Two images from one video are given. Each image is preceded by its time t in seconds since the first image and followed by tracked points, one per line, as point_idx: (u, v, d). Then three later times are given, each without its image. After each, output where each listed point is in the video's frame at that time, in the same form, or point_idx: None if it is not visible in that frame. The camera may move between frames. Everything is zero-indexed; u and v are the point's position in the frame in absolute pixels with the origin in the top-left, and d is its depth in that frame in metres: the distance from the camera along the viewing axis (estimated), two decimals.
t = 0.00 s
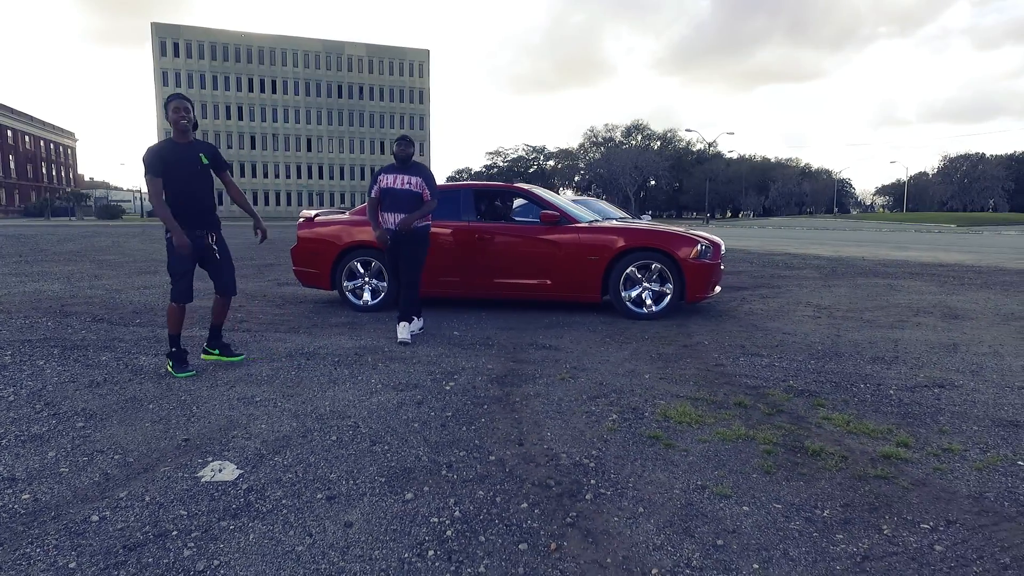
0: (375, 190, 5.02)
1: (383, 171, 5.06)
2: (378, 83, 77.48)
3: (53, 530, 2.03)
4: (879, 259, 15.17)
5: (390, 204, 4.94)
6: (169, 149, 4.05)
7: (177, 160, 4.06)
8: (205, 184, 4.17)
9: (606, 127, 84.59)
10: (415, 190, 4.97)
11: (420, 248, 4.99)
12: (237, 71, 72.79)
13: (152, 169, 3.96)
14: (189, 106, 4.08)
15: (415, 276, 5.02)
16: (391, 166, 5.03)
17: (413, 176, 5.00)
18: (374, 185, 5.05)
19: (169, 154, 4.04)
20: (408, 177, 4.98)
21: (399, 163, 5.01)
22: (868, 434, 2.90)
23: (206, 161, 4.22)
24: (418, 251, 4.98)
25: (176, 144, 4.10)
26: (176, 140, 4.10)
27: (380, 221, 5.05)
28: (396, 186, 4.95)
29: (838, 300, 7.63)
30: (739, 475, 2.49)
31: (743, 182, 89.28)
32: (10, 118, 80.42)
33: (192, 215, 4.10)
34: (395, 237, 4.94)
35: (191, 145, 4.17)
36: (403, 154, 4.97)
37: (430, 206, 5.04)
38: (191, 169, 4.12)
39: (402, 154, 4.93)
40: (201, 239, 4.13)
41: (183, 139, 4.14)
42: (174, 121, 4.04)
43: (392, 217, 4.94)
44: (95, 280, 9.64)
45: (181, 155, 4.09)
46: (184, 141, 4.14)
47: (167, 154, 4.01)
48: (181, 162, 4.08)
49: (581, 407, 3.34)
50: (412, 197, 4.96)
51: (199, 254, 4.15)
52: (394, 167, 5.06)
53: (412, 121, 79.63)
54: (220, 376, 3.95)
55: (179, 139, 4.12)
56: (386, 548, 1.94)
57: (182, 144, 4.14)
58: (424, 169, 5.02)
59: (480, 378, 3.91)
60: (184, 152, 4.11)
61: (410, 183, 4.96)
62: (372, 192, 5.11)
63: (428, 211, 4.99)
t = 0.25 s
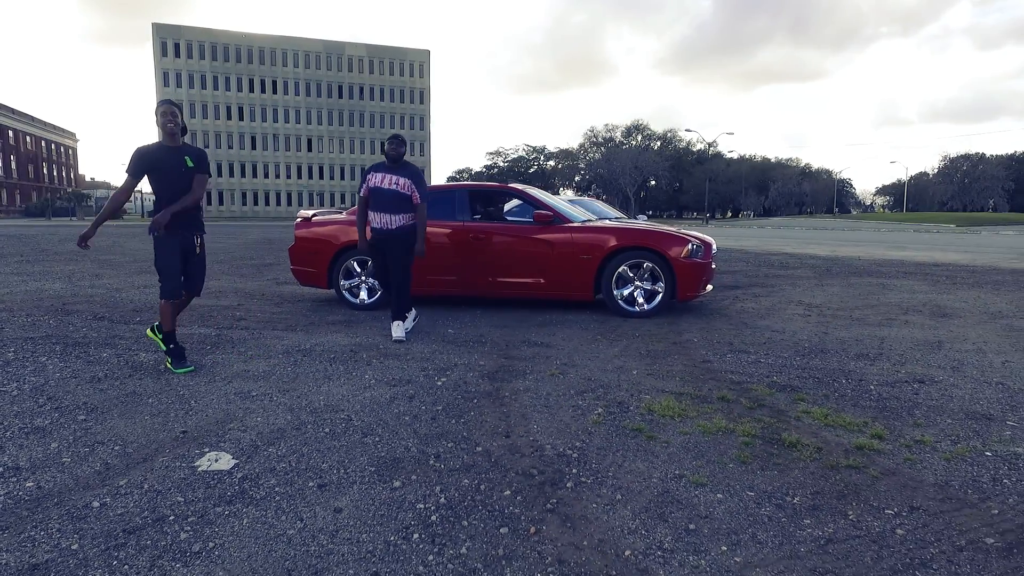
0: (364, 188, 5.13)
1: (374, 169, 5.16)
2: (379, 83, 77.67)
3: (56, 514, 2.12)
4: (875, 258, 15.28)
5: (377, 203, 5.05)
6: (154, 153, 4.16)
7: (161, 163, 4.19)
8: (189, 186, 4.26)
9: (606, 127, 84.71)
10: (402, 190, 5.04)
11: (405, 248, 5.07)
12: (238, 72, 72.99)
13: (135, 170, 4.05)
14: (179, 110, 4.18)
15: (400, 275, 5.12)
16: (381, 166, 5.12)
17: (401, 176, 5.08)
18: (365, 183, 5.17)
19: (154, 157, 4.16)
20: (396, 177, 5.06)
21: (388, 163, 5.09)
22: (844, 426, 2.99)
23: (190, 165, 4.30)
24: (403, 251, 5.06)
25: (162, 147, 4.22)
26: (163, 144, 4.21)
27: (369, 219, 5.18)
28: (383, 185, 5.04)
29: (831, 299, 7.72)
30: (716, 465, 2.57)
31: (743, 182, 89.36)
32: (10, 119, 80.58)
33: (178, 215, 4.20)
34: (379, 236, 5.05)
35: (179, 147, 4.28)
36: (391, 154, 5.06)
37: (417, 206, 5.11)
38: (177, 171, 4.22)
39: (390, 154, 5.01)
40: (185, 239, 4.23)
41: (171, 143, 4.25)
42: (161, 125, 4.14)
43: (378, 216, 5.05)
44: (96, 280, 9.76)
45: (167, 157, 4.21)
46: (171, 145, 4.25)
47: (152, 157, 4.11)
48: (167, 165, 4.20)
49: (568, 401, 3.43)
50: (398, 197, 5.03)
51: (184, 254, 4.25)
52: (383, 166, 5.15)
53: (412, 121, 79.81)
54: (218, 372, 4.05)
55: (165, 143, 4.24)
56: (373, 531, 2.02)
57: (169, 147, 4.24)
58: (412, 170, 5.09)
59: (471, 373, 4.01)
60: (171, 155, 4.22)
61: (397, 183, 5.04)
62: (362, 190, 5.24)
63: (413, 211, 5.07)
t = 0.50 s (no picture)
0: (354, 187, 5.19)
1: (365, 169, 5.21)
2: (380, 84, 77.87)
3: (65, 503, 2.20)
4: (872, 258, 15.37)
5: (367, 202, 5.10)
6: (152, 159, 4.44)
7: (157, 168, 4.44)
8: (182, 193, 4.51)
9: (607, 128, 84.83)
10: (392, 190, 5.08)
11: (394, 247, 5.14)
12: (240, 72, 73.18)
13: (131, 174, 4.34)
14: (183, 122, 4.45)
15: (390, 273, 5.20)
16: (371, 165, 5.17)
17: (392, 176, 5.13)
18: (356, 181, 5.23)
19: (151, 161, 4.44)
20: (385, 178, 5.10)
21: (378, 163, 5.14)
22: (830, 421, 3.06)
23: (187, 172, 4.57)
24: (392, 250, 5.13)
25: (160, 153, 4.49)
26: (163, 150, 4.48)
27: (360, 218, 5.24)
28: (374, 185, 5.08)
29: (826, 298, 7.79)
30: (704, 457, 2.65)
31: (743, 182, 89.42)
32: (12, 120, 80.78)
33: (166, 219, 4.45)
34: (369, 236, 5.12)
35: (180, 156, 4.56)
36: (381, 154, 5.11)
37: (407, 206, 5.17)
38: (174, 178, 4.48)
39: (380, 154, 5.05)
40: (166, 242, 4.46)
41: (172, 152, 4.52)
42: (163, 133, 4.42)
43: (368, 216, 5.11)
44: (99, 279, 9.85)
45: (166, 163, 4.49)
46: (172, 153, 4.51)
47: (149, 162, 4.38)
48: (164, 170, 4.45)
49: (561, 397, 3.51)
50: (389, 197, 5.08)
51: (169, 256, 4.49)
52: (374, 166, 5.20)
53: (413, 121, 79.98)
54: (220, 368, 4.14)
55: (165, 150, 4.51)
56: (369, 519, 2.10)
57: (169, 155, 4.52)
58: (401, 169, 5.15)
59: (468, 370, 4.10)
60: (168, 162, 4.49)
61: (387, 183, 5.08)
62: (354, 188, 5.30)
63: (403, 211, 5.13)
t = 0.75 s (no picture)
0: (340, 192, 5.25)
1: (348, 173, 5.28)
2: (381, 84, 78.03)
3: (79, 497, 2.29)
4: (870, 259, 15.48)
5: (354, 205, 5.17)
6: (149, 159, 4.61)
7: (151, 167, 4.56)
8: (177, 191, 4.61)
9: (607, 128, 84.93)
10: (378, 191, 5.16)
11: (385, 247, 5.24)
12: (241, 72, 73.33)
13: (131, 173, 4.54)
14: (180, 125, 4.61)
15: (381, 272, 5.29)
16: (354, 168, 5.23)
17: (377, 177, 5.19)
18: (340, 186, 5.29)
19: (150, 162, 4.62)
20: (370, 179, 5.17)
21: (361, 165, 5.20)
22: (820, 419, 3.14)
23: (185, 172, 4.70)
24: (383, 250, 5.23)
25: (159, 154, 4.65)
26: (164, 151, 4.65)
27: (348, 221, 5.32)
28: (359, 188, 5.15)
29: (823, 298, 7.87)
30: (695, 454, 2.73)
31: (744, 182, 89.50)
32: (13, 119, 80.92)
33: (160, 216, 4.58)
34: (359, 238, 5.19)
35: (179, 157, 4.71)
36: (363, 156, 5.18)
37: (394, 206, 5.26)
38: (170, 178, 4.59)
39: (364, 157, 5.12)
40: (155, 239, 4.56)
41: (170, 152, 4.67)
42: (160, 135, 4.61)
43: (357, 218, 5.19)
44: (102, 279, 9.95)
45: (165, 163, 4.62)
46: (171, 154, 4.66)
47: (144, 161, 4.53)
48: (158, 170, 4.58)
49: (558, 396, 3.59)
50: (375, 199, 5.16)
51: (162, 253, 4.60)
52: (357, 169, 5.27)
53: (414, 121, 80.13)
54: (225, 367, 4.23)
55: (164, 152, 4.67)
56: (372, 512, 2.19)
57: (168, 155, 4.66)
58: (385, 170, 5.22)
59: (468, 369, 4.18)
60: (166, 162, 4.64)
61: (372, 185, 5.16)
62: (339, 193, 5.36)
63: (391, 211, 5.22)
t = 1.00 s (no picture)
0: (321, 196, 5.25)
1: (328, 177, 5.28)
2: (382, 84, 78.19)
3: (94, 495, 2.38)
4: (868, 260, 15.59)
5: (335, 208, 5.15)
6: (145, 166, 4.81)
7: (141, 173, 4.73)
8: (164, 196, 4.74)
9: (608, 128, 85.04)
10: (358, 192, 5.14)
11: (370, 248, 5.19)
12: (242, 73, 73.50)
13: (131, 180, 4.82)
14: (169, 131, 4.74)
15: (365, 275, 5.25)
16: (333, 172, 5.23)
17: (356, 177, 5.18)
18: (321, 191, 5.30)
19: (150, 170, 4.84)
20: (349, 181, 5.16)
21: (340, 167, 5.19)
22: (811, 420, 3.23)
23: (178, 177, 4.84)
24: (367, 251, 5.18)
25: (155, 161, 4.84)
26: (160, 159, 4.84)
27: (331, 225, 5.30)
28: (339, 191, 5.14)
29: (820, 300, 7.95)
30: (688, 454, 2.81)
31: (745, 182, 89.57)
32: (15, 120, 81.15)
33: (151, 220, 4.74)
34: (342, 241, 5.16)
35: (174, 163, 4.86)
36: (340, 158, 5.17)
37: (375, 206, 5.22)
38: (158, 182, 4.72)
39: (341, 158, 5.11)
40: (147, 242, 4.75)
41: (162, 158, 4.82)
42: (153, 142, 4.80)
43: (338, 221, 5.16)
44: (107, 280, 10.06)
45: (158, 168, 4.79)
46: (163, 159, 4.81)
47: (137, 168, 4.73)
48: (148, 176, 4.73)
49: (556, 397, 3.69)
50: (355, 200, 5.14)
51: (154, 256, 4.77)
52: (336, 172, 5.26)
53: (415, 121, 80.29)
54: (231, 369, 4.33)
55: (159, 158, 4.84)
56: (376, 510, 2.28)
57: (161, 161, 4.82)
58: (363, 170, 5.20)
59: (468, 371, 4.27)
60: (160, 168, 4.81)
61: (352, 185, 5.14)
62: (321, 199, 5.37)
63: (372, 211, 5.18)
